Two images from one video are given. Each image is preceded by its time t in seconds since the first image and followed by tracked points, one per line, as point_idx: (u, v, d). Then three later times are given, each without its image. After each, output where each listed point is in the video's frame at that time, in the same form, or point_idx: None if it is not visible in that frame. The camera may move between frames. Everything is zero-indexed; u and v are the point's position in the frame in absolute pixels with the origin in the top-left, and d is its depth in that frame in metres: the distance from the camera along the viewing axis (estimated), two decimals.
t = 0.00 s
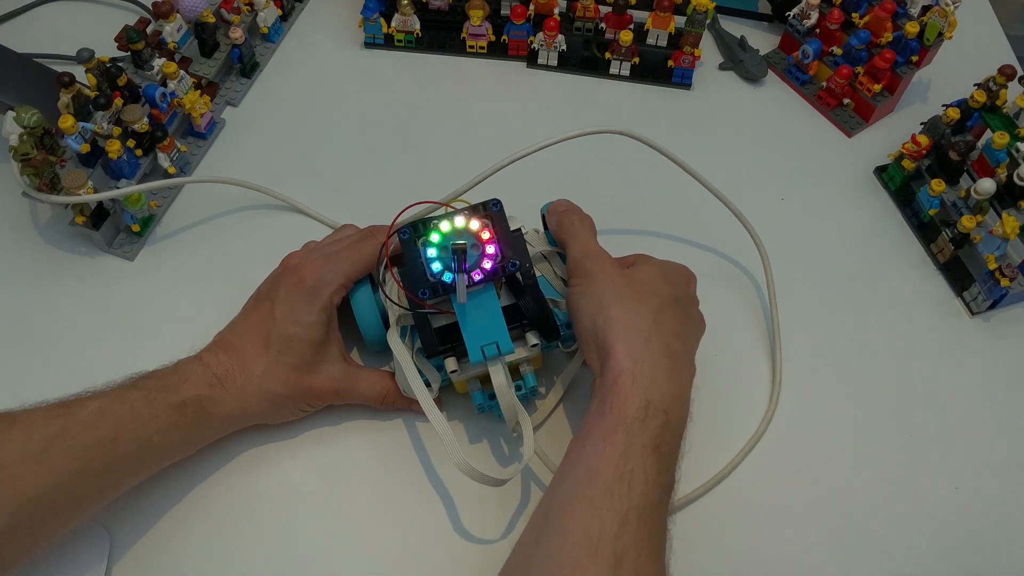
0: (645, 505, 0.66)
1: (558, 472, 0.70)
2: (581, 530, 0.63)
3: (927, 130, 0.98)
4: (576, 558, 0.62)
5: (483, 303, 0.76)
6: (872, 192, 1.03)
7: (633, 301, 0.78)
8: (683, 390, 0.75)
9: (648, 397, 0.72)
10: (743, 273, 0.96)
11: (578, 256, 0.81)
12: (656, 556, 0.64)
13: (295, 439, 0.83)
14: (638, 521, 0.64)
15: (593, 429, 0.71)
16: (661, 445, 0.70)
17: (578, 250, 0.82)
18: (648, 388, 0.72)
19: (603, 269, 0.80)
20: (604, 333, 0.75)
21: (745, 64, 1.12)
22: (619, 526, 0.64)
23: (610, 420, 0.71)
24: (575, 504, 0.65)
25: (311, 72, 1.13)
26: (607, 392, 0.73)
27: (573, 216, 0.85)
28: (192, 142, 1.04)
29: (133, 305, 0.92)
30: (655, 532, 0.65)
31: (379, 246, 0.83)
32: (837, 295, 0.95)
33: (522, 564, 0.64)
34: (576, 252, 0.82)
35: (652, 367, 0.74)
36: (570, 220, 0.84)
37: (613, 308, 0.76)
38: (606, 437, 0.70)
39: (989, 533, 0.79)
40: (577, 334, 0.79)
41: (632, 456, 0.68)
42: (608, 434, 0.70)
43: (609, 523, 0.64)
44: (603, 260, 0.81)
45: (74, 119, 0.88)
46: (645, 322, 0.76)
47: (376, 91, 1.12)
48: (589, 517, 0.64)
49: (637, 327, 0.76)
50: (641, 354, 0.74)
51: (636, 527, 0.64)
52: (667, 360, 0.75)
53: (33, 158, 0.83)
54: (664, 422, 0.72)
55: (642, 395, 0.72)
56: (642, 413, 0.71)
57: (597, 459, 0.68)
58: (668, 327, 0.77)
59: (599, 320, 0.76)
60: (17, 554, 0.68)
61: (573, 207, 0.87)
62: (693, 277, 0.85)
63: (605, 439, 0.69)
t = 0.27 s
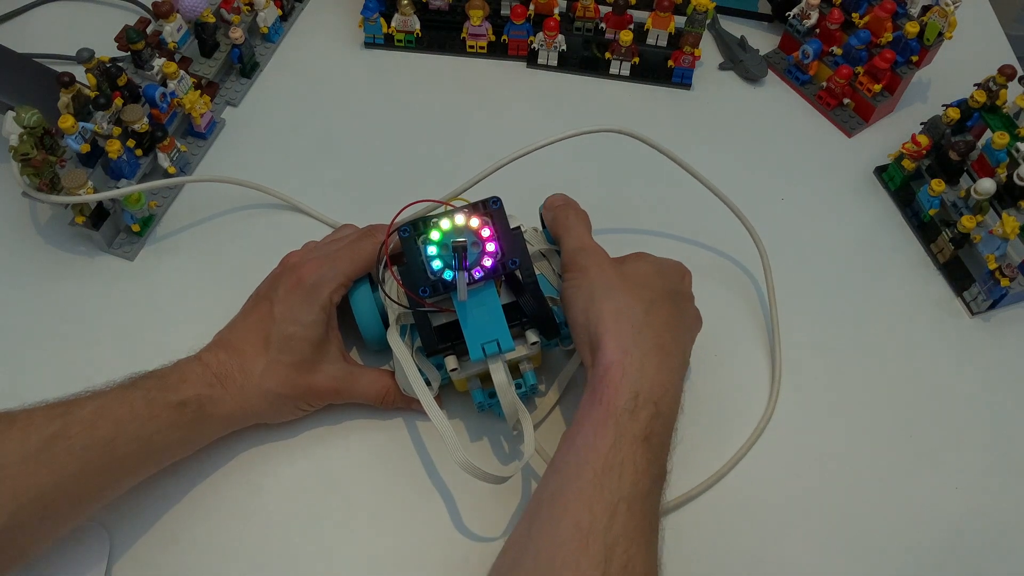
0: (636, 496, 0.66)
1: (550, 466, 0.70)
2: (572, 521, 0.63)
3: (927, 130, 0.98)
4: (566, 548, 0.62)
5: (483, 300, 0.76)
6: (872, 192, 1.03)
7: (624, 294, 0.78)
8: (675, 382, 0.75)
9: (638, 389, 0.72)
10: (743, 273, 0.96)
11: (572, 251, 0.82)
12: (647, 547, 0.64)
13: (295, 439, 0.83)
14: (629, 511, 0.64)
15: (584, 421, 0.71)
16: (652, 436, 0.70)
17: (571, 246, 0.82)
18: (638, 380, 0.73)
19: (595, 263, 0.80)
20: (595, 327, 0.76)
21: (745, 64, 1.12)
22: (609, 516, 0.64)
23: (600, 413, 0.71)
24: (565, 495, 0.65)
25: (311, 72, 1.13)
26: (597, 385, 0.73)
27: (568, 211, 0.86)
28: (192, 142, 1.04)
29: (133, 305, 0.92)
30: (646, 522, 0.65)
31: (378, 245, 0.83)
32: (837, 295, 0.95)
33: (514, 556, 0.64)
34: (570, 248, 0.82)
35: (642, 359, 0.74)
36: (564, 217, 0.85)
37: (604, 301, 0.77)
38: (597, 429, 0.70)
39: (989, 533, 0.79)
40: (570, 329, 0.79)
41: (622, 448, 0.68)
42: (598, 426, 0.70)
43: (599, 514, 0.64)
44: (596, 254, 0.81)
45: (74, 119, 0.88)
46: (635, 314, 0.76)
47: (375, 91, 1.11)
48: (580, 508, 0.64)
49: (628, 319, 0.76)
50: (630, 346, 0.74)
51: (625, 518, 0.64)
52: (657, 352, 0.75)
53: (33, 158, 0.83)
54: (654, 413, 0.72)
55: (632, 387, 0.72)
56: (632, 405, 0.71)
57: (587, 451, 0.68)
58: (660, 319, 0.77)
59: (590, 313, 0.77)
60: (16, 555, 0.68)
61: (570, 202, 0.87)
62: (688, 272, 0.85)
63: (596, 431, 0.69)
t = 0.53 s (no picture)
0: (631, 494, 0.66)
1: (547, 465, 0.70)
2: (567, 519, 0.63)
3: (927, 130, 0.98)
4: (561, 546, 0.62)
5: (482, 300, 0.76)
6: (872, 192, 1.03)
7: (620, 292, 0.78)
8: (670, 379, 0.75)
9: (632, 387, 0.72)
10: (743, 273, 0.96)
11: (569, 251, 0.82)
12: (643, 544, 0.64)
13: (295, 439, 0.83)
14: (624, 509, 0.64)
15: (579, 420, 0.71)
16: (647, 434, 0.70)
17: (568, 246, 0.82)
18: (633, 378, 0.73)
19: (591, 262, 0.80)
20: (590, 326, 0.76)
21: (745, 64, 1.12)
22: (604, 514, 0.64)
23: (595, 412, 0.71)
24: (560, 493, 0.65)
25: (311, 72, 1.13)
26: (592, 384, 0.73)
27: (566, 211, 0.86)
28: (192, 142, 1.04)
29: (133, 305, 0.92)
30: (642, 520, 0.65)
31: (377, 245, 0.83)
32: (838, 295, 0.95)
33: (510, 555, 0.64)
34: (567, 248, 0.83)
35: (637, 357, 0.74)
36: (561, 217, 0.85)
37: (599, 300, 0.77)
38: (592, 428, 0.70)
39: (989, 533, 0.79)
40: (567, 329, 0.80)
41: (617, 445, 0.68)
42: (593, 424, 0.70)
43: (594, 511, 0.64)
44: (592, 253, 0.82)
45: (74, 119, 0.88)
46: (631, 313, 0.77)
47: (375, 91, 1.11)
48: (575, 506, 0.64)
49: (623, 317, 0.76)
50: (625, 344, 0.75)
51: (620, 515, 0.64)
52: (653, 350, 0.75)
53: (33, 158, 0.83)
54: (650, 411, 0.72)
55: (626, 385, 0.72)
56: (627, 403, 0.71)
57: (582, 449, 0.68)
58: (655, 317, 0.77)
59: (585, 312, 0.77)
60: (16, 555, 0.68)
61: (569, 200, 0.87)
62: (687, 272, 0.85)
63: (590, 429, 0.69)
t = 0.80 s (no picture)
0: (628, 490, 0.66)
1: (545, 463, 0.70)
2: (564, 516, 0.63)
3: (927, 130, 0.98)
4: (558, 543, 0.62)
5: (482, 298, 0.76)
6: (872, 192, 1.03)
7: (617, 289, 0.78)
8: (667, 375, 0.75)
9: (628, 383, 0.72)
10: (743, 272, 0.96)
11: (566, 249, 0.82)
12: (640, 540, 0.64)
13: (294, 438, 0.83)
14: (621, 506, 0.64)
15: (576, 417, 0.71)
16: (643, 430, 0.70)
17: (566, 245, 0.83)
18: (629, 375, 0.73)
19: (588, 260, 0.81)
20: (587, 323, 0.76)
21: (745, 64, 1.11)
22: (601, 510, 0.64)
23: (592, 409, 0.71)
24: (557, 490, 0.66)
25: (311, 72, 1.13)
26: (589, 381, 0.73)
27: (563, 210, 0.86)
28: (192, 142, 1.04)
29: (133, 305, 0.92)
30: (639, 516, 0.65)
31: (377, 244, 0.83)
32: (837, 295, 0.95)
33: (508, 552, 0.64)
34: (565, 246, 0.83)
35: (633, 353, 0.74)
36: (559, 216, 0.85)
37: (596, 298, 0.77)
38: (589, 425, 0.70)
39: (989, 533, 0.79)
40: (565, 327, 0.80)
41: (613, 442, 0.68)
42: (590, 421, 0.70)
43: (591, 507, 0.64)
44: (589, 251, 0.82)
45: (74, 119, 0.88)
46: (627, 310, 0.77)
47: (375, 91, 1.11)
48: (572, 503, 0.64)
49: (620, 314, 0.76)
50: (621, 341, 0.75)
51: (617, 511, 0.64)
52: (649, 346, 0.75)
53: (33, 158, 0.83)
54: (647, 408, 0.72)
55: (622, 381, 0.72)
56: (623, 399, 0.71)
57: (579, 446, 0.68)
58: (651, 314, 0.77)
59: (582, 309, 0.77)
60: (16, 555, 0.68)
61: (569, 199, 0.87)
62: (686, 271, 0.85)
63: (587, 426, 0.70)
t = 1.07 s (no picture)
0: (625, 484, 0.66)
1: (543, 457, 0.70)
2: (561, 509, 0.64)
3: (927, 130, 0.98)
4: (556, 538, 0.62)
5: (483, 297, 0.76)
6: (872, 192, 1.03)
7: (615, 284, 0.78)
8: (665, 369, 0.74)
9: (626, 377, 0.72)
10: (743, 272, 0.96)
11: (565, 245, 0.82)
12: (637, 535, 0.64)
13: (294, 438, 0.83)
14: (618, 499, 0.64)
15: (574, 411, 0.71)
16: (641, 424, 0.70)
17: (564, 240, 0.83)
18: (627, 369, 0.73)
19: (586, 255, 0.80)
20: (586, 318, 0.76)
21: (745, 64, 1.11)
22: (598, 504, 0.64)
23: (590, 403, 0.71)
24: (555, 485, 0.65)
25: (310, 73, 1.13)
26: (587, 376, 0.73)
27: (561, 206, 0.86)
28: (192, 142, 1.04)
29: (133, 305, 0.92)
30: (637, 509, 0.65)
31: (377, 243, 0.83)
32: (838, 295, 0.95)
33: (505, 546, 0.64)
34: (563, 242, 0.83)
35: (631, 348, 0.74)
36: (558, 212, 0.85)
37: (594, 292, 0.77)
38: (587, 419, 0.70)
39: (989, 533, 0.79)
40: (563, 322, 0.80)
41: (610, 436, 0.68)
42: (588, 415, 0.70)
43: (588, 502, 0.64)
44: (587, 246, 0.82)
45: (74, 119, 0.88)
46: (625, 305, 0.77)
47: (375, 91, 1.11)
48: (569, 496, 0.64)
49: (618, 309, 0.76)
50: (619, 335, 0.75)
51: (614, 505, 0.64)
52: (648, 340, 0.75)
53: (33, 158, 0.83)
54: (645, 402, 0.72)
55: (620, 375, 0.72)
56: (620, 393, 0.71)
57: (576, 441, 0.68)
58: (649, 308, 0.77)
59: (580, 304, 0.77)
60: (16, 555, 0.68)
61: (568, 195, 0.87)
62: (686, 268, 0.85)
63: (585, 421, 0.70)
